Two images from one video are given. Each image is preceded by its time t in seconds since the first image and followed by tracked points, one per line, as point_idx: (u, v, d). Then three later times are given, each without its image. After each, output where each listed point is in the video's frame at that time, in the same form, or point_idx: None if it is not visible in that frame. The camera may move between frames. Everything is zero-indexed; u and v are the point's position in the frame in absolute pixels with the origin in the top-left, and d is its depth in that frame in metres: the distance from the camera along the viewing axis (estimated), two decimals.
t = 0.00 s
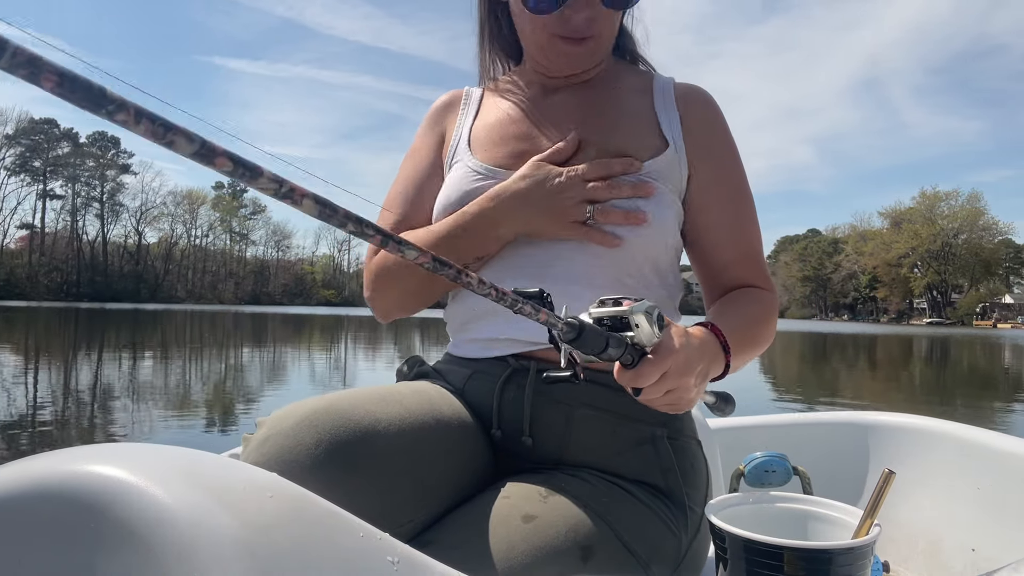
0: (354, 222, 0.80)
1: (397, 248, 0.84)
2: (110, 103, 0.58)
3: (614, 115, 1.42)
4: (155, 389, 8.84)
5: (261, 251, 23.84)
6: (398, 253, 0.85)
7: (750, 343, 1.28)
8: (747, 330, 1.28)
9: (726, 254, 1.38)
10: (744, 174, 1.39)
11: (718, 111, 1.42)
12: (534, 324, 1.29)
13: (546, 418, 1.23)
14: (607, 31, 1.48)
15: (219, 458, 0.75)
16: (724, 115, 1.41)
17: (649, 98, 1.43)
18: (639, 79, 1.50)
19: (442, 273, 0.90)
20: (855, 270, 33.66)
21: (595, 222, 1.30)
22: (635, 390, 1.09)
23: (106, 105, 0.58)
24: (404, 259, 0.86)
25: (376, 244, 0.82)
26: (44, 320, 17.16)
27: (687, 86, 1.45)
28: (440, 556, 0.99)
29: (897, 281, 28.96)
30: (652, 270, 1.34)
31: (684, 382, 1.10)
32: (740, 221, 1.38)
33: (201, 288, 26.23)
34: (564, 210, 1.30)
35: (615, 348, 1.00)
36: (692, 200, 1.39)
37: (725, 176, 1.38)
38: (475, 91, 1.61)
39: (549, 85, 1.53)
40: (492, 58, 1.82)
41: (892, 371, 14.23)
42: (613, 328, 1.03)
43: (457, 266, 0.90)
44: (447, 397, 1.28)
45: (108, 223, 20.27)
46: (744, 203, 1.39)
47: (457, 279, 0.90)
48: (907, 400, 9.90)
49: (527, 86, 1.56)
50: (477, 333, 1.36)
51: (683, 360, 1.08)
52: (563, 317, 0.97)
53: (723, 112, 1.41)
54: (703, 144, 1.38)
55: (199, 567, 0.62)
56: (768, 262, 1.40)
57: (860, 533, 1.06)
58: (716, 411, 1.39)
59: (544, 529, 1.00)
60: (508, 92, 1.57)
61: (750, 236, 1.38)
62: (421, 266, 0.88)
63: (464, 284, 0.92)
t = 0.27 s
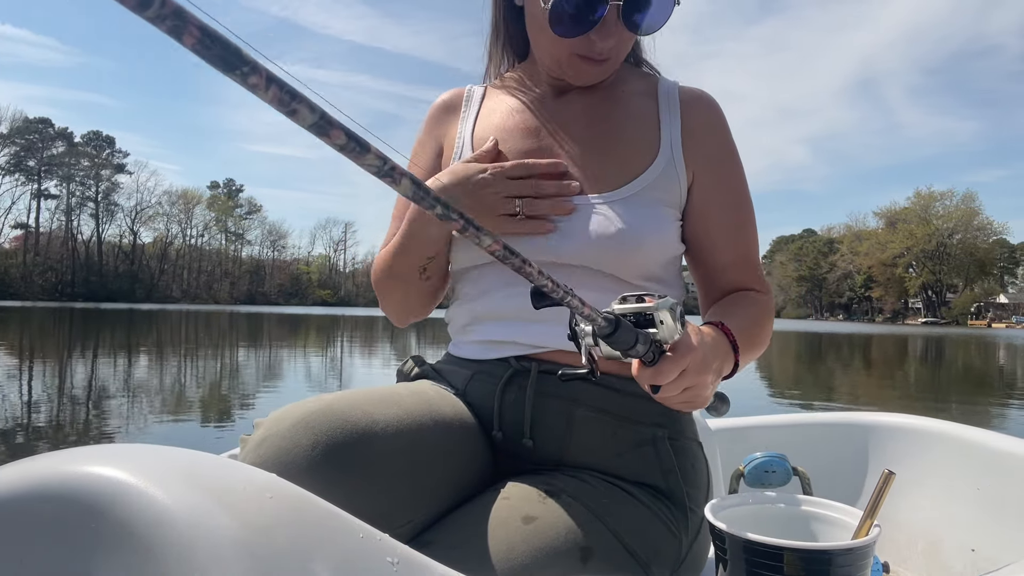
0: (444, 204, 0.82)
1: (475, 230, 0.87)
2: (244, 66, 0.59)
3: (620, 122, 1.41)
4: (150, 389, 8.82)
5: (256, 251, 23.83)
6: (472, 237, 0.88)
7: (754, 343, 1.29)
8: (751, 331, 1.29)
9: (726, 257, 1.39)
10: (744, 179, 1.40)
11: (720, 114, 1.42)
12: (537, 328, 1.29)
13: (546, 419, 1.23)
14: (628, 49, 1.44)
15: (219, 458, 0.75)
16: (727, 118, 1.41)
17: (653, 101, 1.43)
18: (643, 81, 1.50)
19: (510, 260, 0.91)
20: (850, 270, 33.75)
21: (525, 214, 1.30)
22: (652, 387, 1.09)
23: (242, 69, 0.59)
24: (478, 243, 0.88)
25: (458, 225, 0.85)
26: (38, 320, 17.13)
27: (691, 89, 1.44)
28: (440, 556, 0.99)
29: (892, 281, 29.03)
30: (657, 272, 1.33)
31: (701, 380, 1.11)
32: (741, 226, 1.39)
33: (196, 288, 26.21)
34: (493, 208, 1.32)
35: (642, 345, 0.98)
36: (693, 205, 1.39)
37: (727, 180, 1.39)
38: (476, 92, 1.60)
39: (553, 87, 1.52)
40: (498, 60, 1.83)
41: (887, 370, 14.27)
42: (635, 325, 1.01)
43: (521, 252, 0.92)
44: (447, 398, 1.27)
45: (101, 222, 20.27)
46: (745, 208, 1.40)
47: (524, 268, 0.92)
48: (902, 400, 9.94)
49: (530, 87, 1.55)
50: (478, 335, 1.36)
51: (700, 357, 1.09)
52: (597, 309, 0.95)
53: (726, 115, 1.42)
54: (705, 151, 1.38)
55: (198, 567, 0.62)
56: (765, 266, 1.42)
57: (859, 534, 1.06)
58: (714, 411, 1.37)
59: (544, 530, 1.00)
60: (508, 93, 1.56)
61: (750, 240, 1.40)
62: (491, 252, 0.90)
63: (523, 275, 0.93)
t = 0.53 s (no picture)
0: (466, 209, 0.83)
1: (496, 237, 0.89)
2: (282, 73, 0.59)
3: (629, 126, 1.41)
4: (144, 390, 8.81)
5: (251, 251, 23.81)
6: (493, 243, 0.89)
7: (758, 350, 1.30)
8: (755, 338, 1.30)
9: (730, 262, 1.40)
10: (751, 185, 1.41)
11: (730, 118, 1.42)
12: (542, 330, 1.28)
13: (547, 421, 1.23)
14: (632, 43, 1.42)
15: (219, 458, 0.75)
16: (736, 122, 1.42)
17: (664, 103, 1.43)
18: (652, 82, 1.50)
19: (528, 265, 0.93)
20: (845, 270, 33.83)
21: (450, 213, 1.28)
22: (657, 394, 1.08)
23: (285, 75, 0.59)
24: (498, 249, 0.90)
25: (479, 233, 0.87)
26: (32, 321, 17.08)
27: (702, 92, 1.45)
28: (439, 556, 0.98)
29: (887, 281, 29.10)
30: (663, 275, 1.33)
31: (706, 387, 1.10)
32: (746, 231, 1.40)
33: (192, 288, 26.17)
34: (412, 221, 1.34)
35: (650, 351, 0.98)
36: (700, 211, 1.39)
37: (735, 185, 1.39)
38: (483, 89, 1.59)
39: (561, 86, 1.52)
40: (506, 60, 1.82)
41: (882, 370, 14.29)
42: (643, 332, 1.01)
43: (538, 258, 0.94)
44: (447, 398, 1.27)
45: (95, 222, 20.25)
46: (751, 214, 1.41)
47: (542, 273, 0.94)
48: (897, 400, 9.96)
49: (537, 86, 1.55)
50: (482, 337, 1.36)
51: (705, 364, 1.09)
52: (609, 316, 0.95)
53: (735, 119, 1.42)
54: (715, 157, 1.38)
55: (197, 567, 0.62)
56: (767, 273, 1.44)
57: (858, 534, 1.06)
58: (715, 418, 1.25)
59: (544, 530, 1.00)
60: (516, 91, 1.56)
61: (753, 245, 1.41)
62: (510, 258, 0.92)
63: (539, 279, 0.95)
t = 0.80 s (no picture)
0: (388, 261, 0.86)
1: (426, 283, 0.89)
2: (149, 164, 0.63)
3: (631, 124, 1.41)
4: (139, 390, 8.80)
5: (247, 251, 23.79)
6: (426, 290, 0.90)
7: (758, 353, 1.30)
8: (757, 341, 1.30)
9: (732, 264, 1.40)
10: (756, 186, 1.41)
11: (734, 117, 1.42)
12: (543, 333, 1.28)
13: (548, 421, 1.23)
14: (627, 25, 1.42)
15: (216, 457, 0.75)
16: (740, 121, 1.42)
17: (666, 101, 1.43)
18: (654, 80, 1.50)
19: (470, 305, 0.94)
20: (840, 270, 33.91)
21: (456, 190, 1.25)
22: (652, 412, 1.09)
23: (149, 166, 0.64)
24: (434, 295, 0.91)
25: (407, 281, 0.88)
26: (27, 321, 17.05)
27: (705, 91, 1.44)
28: (438, 556, 0.98)
29: (882, 281, 29.17)
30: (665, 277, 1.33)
31: (703, 401, 1.10)
32: (750, 231, 1.39)
33: (187, 288, 26.14)
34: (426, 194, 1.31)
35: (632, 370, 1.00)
36: (702, 211, 1.39)
37: (737, 185, 1.39)
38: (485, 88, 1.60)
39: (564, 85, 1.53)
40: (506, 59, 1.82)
41: (877, 369, 14.34)
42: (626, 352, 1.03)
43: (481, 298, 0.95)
44: (447, 398, 1.27)
45: (90, 221, 20.23)
46: (755, 213, 1.40)
47: (485, 311, 0.95)
48: (892, 400, 9.99)
49: (540, 84, 1.56)
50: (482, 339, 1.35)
51: (700, 379, 1.09)
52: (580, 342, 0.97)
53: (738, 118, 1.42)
54: (718, 158, 1.39)
55: (197, 567, 0.61)
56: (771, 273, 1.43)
57: (858, 534, 1.06)
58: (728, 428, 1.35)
59: (543, 531, 1.00)
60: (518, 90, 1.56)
61: (757, 245, 1.40)
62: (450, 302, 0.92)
63: (489, 319, 0.96)
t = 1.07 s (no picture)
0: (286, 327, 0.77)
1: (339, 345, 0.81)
2: None
3: (625, 118, 1.41)
4: (133, 390, 8.79)
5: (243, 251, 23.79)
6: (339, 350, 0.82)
7: (758, 350, 1.31)
8: (755, 339, 1.31)
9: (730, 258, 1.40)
10: (753, 178, 1.41)
11: (727, 110, 1.42)
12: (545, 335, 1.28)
13: (548, 422, 1.22)
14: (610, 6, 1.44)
15: (217, 457, 0.75)
16: (732, 114, 1.42)
17: (657, 95, 1.43)
18: (646, 74, 1.49)
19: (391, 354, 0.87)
20: (836, 270, 34.00)
21: (608, 242, 1.21)
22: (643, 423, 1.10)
23: (1, 288, 0.52)
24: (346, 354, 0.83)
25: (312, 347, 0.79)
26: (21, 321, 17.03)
27: (696, 83, 1.44)
28: (439, 556, 0.98)
29: (877, 281, 29.24)
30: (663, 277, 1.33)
31: (693, 408, 1.10)
32: (748, 224, 1.39)
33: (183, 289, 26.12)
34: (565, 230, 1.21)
35: (608, 389, 1.01)
36: (699, 207, 1.39)
37: (733, 179, 1.39)
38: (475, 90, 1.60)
39: (556, 84, 1.53)
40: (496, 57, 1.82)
41: (871, 369, 14.39)
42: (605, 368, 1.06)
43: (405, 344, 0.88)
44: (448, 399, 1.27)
45: (85, 221, 20.20)
46: (753, 205, 1.40)
47: (410, 357, 0.88)
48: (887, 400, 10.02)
49: (531, 84, 1.56)
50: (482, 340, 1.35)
51: (688, 387, 1.09)
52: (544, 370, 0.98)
53: (730, 111, 1.42)
54: (713, 152, 1.39)
55: (197, 568, 0.61)
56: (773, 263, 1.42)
57: (858, 534, 1.06)
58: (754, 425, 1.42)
59: (545, 533, 0.99)
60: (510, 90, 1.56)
61: (757, 237, 1.40)
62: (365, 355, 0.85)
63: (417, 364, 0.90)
